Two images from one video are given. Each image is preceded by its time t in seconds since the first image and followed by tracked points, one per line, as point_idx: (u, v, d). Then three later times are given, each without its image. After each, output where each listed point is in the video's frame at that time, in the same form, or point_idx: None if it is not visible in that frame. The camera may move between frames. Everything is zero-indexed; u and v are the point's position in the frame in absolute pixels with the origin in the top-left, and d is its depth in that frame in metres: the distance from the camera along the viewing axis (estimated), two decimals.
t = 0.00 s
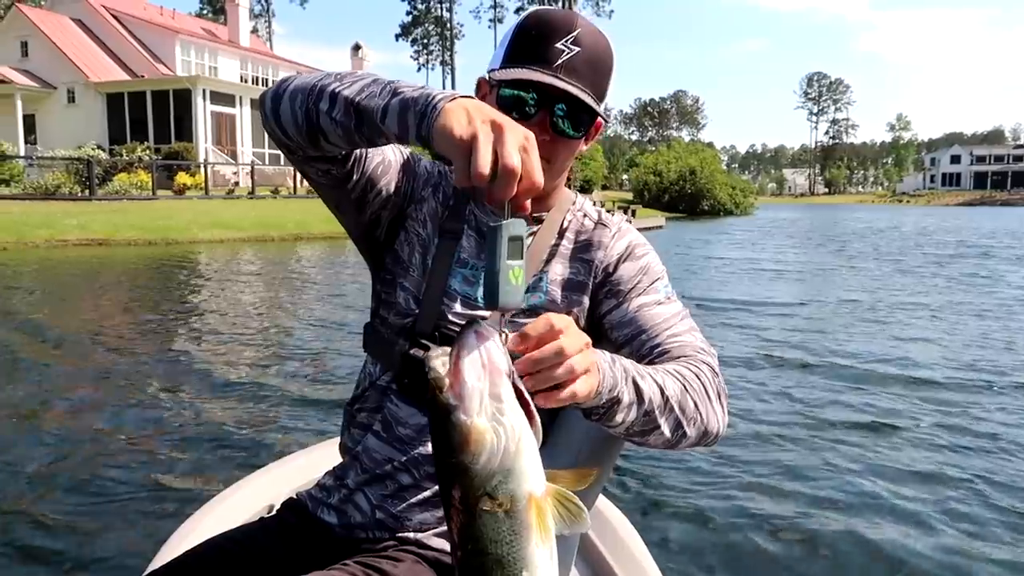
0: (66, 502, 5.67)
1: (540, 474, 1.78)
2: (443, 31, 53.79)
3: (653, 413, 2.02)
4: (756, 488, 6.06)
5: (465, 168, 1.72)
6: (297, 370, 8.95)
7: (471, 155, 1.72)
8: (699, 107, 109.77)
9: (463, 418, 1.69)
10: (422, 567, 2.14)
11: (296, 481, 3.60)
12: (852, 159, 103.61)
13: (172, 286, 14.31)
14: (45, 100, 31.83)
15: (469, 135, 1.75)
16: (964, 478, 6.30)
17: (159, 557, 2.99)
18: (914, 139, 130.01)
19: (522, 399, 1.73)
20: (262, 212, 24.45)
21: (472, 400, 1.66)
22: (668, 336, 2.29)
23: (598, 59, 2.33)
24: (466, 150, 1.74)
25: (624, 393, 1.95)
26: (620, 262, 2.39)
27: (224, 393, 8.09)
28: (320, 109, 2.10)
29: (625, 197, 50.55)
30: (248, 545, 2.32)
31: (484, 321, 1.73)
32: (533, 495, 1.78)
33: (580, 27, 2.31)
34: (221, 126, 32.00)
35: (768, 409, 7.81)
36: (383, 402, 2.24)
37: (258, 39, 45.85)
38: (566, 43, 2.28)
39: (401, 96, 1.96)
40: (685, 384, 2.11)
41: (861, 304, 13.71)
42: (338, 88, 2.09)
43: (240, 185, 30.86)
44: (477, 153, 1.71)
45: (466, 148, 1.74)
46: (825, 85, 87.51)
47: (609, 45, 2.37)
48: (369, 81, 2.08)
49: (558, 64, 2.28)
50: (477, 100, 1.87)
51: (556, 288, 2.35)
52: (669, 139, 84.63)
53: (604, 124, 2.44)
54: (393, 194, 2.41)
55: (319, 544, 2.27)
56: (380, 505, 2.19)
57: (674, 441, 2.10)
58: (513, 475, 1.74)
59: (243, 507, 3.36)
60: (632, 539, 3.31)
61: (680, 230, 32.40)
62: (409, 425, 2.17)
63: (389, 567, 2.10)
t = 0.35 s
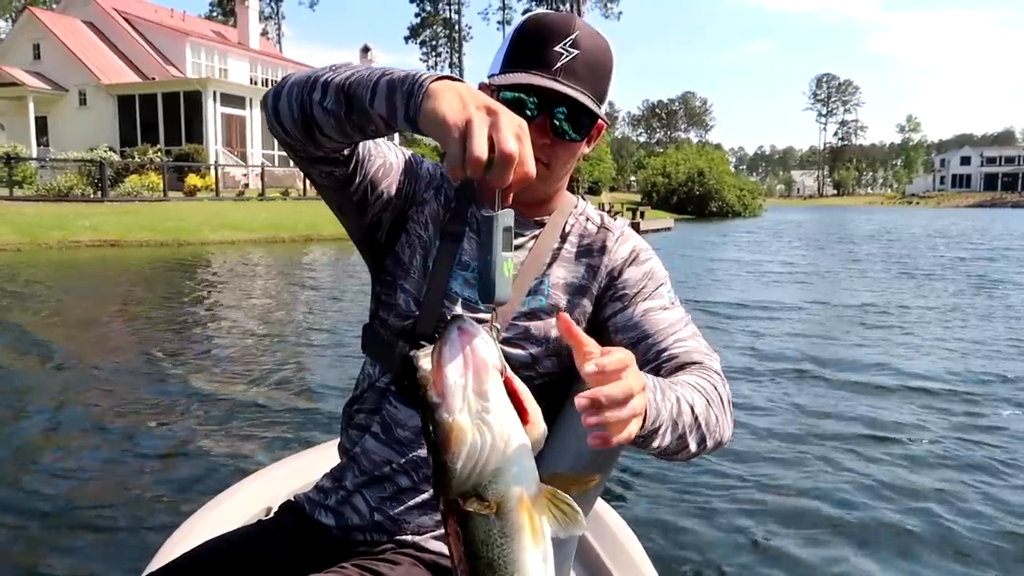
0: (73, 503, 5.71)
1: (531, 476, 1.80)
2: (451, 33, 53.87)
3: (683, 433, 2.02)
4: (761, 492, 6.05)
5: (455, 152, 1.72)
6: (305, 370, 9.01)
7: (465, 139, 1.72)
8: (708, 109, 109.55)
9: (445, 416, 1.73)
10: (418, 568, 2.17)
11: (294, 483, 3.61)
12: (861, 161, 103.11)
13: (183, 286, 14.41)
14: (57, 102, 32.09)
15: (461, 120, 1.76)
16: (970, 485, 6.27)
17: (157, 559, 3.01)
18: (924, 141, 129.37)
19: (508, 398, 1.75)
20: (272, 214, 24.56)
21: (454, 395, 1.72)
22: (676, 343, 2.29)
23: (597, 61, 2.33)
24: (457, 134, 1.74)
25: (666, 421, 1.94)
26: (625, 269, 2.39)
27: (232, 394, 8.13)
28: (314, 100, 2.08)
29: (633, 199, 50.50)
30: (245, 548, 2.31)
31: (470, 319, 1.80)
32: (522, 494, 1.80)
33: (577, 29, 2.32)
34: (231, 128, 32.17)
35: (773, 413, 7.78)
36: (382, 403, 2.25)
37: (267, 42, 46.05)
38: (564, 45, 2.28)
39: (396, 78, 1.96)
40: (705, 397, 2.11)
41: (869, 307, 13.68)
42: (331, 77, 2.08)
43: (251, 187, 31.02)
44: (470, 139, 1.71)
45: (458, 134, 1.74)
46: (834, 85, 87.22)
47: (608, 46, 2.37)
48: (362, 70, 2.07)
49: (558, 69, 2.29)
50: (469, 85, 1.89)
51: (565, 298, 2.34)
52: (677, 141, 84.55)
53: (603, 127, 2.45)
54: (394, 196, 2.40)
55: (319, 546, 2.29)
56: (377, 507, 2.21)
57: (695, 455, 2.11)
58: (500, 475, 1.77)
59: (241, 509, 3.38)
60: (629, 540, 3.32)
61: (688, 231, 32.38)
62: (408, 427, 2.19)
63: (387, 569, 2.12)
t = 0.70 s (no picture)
0: (88, 501, 5.77)
1: (525, 482, 1.81)
2: (464, 36, 53.97)
3: (677, 434, 2.03)
4: (772, 501, 6.04)
5: (460, 148, 1.73)
6: (317, 372, 9.10)
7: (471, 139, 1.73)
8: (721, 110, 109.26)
9: (447, 419, 1.76)
10: (421, 571, 2.20)
11: (296, 485, 3.65)
12: (876, 162, 102.37)
13: (197, 287, 14.54)
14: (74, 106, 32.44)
15: (464, 119, 1.77)
16: (981, 495, 6.25)
17: (161, 558, 3.04)
18: (938, 142, 128.54)
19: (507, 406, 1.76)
20: (286, 216, 24.72)
21: (455, 400, 1.74)
22: (676, 347, 2.30)
23: (603, 62, 2.33)
24: (459, 131, 1.75)
25: (655, 422, 1.96)
26: (628, 271, 2.40)
27: (244, 395, 8.20)
28: (316, 97, 2.08)
29: (645, 201, 50.40)
30: (247, 550, 2.31)
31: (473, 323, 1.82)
32: (517, 502, 1.81)
33: (583, 32, 2.32)
34: (245, 131, 32.41)
35: (783, 421, 7.75)
36: (384, 404, 2.27)
37: (281, 45, 46.34)
38: (568, 47, 2.28)
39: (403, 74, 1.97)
40: (701, 401, 2.11)
41: (881, 311, 13.63)
42: (337, 74, 2.09)
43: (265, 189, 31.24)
44: (474, 137, 1.73)
45: (464, 132, 1.75)
46: (848, 86, 86.69)
47: (613, 48, 2.37)
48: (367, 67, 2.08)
49: (563, 71, 2.29)
50: (470, 83, 1.92)
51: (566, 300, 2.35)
52: (689, 143, 84.35)
53: (610, 131, 2.45)
54: (400, 198, 2.42)
55: (320, 548, 2.31)
56: (380, 509, 2.23)
57: (690, 459, 2.11)
58: (494, 482, 1.79)
59: (244, 509, 3.42)
60: (631, 543, 3.32)
61: (701, 233, 32.30)
62: (410, 430, 2.22)
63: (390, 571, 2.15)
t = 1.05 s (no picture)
0: (100, 504, 5.82)
1: (512, 491, 1.84)
2: (475, 39, 54.08)
3: (690, 449, 2.14)
4: (781, 509, 6.02)
5: (452, 162, 1.74)
6: (327, 374, 9.14)
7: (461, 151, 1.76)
8: (733, 112, 108.87)
9: (429, 430, 1.78)
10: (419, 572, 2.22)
11: (295, 485, 3.66)
12: (890, 164, 101.63)
13: (209, 290, 14.62)
14: (89, 109, 32.73)
15: (456, 131, 1.79)
16: (990, 502, 6.22)
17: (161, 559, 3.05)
18: (952, 144, 127.78)
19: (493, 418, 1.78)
20: (299, 219, 24.82)
21: (438, 410, 1.77)
22: (684, 357, 2.39)
23: (642, 82, 2.34)
24: (452, 145, 1.77)
25: (669, 439, 2.06)
26: (638, 279, 2.43)
27: (255, 397, 8.26)
28: (303, 87, 2.11)
29: (656, 203, 50.23)
30: (245, 550, 2.34)
31: (459, 336, 1.88)
32: (505, 512, 1.84)
33: (626, 49, 2.32)
34: (258, 134, 32.61)
35: (793, 426, 7.73)
36: (383, 406, 2.28)
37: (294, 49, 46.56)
38: (610, 65, 2.29)
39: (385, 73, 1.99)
40: (711, 414, 2.23)
41: (894, 315, 13.55)
42: (326, 65, 2.11)
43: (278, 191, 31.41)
44: (469, 151, 1.76)
45: (453, 142, 1.77)
46: (860, 89, 86.25)
47: (650, 69, 2.38)
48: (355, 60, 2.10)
49: (601, 87, 2.28)
50: (460, 90, 1.93)
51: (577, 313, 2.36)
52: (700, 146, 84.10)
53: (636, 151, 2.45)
54: (398, 194, 2.43)
55: (318, 549, 2.32)
56: (378, 512, 2.25)
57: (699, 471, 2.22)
58: (480, 493, 1.81)
59: (242, 512, 3.43)
60: (630, 544, 3.32)
61: (713, 236, 32.17)
62: (409, 433, 2.23)
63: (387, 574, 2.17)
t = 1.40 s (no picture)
0: (111, 502, 5.87)
1: (515, 503, 1.85)
2: (487, 41, 54.13)
3: (698, 474, 2.16)
4: (790, 515, 5.99)
5: (465, 180, 1.80)
6: (340, 375, 9.19)
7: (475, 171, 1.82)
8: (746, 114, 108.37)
9: (435, 444, 1.79)
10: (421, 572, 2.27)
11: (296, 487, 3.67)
12: (904, 167, 100.95)
13: (222, 290, 14.71)
14: (105, 111, 33.01)
15: (468, 148, 1.85)
16: (1006, 511, 6.17)
17: (162, 560, 3.06)
18: (968, 147, 126.78)
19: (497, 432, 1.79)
20: (312, 220, 24.91)
21: (442, 425, 1.78)
22: (699, 381, 2.40)
23: (700, 128, 2.31)
24: (465, 162, 1.82)
25: (678, 460, 2.08)
26: (658, 298, 2.43)
27: (269, 398, 8.31)
28: (314, 77, 2.15)
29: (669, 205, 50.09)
30: (247, 549, 2.35)
31: (462, 349, 1.87)
32: (508, 523, 1.86)
33: (689, 93, 2.28)
34: (272, 136, 32.78)
35: (806, 431, 7.69)
36: (391, 410, 2.29)
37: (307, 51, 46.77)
38: (671, 106, 2.25)
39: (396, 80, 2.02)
40: (722, 443, 2.25)
41: (909, 319, 13.47)
42: (339, 57, 2.15)
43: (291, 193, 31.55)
44: (481, 169, 1.81)
45: (465, 160, 1.83)
46: (874, 90, 85.75)
47: (710, 120, 2.34)
48: (369, 57, 2.12)
49: (655, 129, 2.22)
50: (472, 107, 1.97)
51: (593, 329, 2.36)
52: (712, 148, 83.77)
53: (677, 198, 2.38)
54: (409, 189, 2.41)
55: (318, 548, 2.33)
56: (382, 512, 2.27)
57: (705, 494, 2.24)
58: (484, 506, 1.83)
59: (244, 514, 3.43)
60: (630, 545, 3.34)
61: (725, 239, 32.06)
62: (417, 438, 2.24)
63: None
